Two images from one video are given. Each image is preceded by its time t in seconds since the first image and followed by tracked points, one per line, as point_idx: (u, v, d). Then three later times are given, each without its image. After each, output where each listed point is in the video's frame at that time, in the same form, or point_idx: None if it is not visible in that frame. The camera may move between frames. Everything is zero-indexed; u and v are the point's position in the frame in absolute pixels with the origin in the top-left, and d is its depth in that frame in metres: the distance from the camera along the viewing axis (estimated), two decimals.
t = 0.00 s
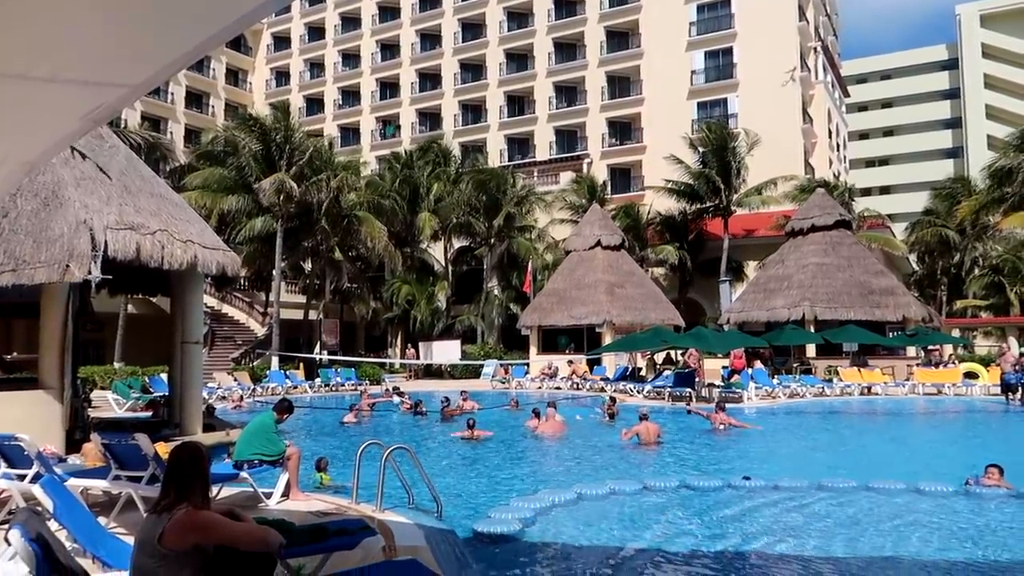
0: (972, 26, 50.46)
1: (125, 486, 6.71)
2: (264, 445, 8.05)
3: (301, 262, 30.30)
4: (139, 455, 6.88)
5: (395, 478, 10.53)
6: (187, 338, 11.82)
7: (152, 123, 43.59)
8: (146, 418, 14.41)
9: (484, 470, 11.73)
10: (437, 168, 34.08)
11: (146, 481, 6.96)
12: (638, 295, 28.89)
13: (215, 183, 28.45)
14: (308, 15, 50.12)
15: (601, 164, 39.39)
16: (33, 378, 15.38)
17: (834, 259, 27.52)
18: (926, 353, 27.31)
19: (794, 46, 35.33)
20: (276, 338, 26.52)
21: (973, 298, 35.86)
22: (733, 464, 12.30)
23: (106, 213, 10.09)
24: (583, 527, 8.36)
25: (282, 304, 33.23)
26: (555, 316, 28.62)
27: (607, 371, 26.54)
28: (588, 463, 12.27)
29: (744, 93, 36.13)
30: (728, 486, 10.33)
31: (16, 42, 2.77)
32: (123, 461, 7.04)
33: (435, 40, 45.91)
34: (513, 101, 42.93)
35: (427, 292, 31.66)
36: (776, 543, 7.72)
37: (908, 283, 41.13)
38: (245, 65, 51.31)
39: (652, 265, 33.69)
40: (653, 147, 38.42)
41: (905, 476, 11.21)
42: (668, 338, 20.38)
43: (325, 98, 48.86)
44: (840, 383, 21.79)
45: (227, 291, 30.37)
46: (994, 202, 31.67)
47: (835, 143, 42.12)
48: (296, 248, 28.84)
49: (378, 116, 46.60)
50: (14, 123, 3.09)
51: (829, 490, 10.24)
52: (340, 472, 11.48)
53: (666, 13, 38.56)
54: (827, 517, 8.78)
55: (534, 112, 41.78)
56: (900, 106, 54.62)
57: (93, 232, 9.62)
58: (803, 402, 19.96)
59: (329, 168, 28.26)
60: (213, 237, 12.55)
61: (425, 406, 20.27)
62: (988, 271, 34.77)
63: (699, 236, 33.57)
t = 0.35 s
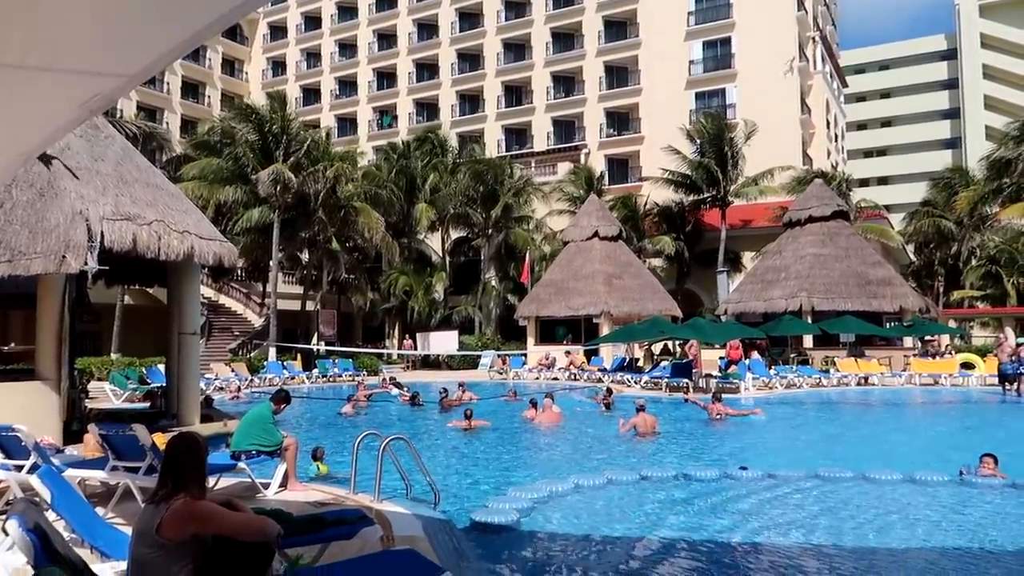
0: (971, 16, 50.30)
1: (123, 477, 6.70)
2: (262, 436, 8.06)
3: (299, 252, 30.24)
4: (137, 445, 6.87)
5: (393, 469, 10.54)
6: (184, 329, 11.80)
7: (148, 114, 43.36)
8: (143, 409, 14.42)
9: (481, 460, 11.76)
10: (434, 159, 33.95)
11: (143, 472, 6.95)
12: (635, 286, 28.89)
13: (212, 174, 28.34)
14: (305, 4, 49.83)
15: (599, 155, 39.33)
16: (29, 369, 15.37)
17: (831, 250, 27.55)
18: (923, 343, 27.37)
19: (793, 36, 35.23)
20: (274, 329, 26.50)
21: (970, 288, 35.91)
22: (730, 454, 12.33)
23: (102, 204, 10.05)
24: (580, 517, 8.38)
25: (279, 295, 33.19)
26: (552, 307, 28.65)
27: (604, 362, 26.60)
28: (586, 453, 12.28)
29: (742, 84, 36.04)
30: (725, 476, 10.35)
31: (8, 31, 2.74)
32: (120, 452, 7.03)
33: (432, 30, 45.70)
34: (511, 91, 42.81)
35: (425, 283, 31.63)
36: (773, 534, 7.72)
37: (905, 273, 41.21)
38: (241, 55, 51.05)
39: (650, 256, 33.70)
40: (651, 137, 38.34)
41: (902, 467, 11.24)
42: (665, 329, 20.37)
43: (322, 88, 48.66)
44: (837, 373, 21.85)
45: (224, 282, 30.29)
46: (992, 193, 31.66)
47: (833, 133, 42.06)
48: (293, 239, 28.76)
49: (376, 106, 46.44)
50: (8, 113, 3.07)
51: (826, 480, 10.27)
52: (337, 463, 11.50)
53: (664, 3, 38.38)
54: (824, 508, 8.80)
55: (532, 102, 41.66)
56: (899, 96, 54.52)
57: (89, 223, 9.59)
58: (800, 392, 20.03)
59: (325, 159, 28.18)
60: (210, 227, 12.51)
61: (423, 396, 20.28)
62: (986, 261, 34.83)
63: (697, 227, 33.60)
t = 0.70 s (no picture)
0: (969, 8, 50.25)
1: (120, 467, 6.70)
2: (258, 427, 8.07)
3: (295, 244, 30.19)
4: (133, 436, 6.87)
5: (390, 460, 10.57)
6: (181, 320, 11.78)
7: (142, 104, 43.16)
8: (140, 400, 14.43)
9: (477, 451, 11.79)
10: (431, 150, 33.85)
11: (140, 462, 6.96)
12: (631, 277, 28.93)
13: (208, 165, 28.22)
14: None
15: (596, 146, 39.27)
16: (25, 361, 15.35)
17: (827, 241, 27.60)
18: (919, 335, 27.44)
19: (790, 27, 35.17)
20: (270, 320, 26.46)
21: (966, 280, 36.01)
22: (726, 445, 12.36)
23: (98, 194, 10.01)
24: (576, 507, 8.41)
25: (276, 286, 33.14)
26: (549, 298, 28.66)
27: (601, 353, 26.62)
28: (581, 444, 12.31)
29: (739, 75, 36.00)
30: (721, 467, 10.38)
31: None
32: (117, 443, 7.04)
33: (429, 20, 45.49)
34: (507, 81, 42.68)
35: (421, 275, 31.58)
36: (767, 523, 7.76)
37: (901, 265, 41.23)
38: (236, 45, 50.80)
39: (646, 247, 33.71)
40: (648, 129, 38.27)
41: (897, 457, 11.28)
42: (662, 320, 20.39)
43: (318, 79, 48.44)
44: (833, 364, 21.92)
45: (220, 274, 30.14)
46: (989, 184, 31.68)
47: (829, 125, 42.05)
48: (290, 230, 28.67)
49: (372, 97, 46.28)
50: None
51: (822, 471, 10.31)
52: (332, 453, 11.52)
53: None
54: (818, 498, 8.84)
55: (529, 93, 41.56)
56: (896, 87, 54.46)
57: (85, 214, 9.55)
58: (796, 383, 20.09)
59: (322, 150, 28.05)
60: (206, 218, 12.49)
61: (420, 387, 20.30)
62: (982, 252, 34.89)
63: (693, 219, 33.62)
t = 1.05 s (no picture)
0: None
1: (116, 457, 6.70)
2: (254, 416, 8.09)
3: (290, 233, 30.12)
4: (129, 425, 6.87)
5: (386, 448, 10.59)
6: (175, 310, 11.76)
7: (136, 93, 42.90)
8: (136, 389, 14.42)
9: (474, 439, 11.83)
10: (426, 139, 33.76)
11: (136, 452, 6.96)
12: (627, 267, 28.98)
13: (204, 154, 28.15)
14: None
15: (592, 135, 39.21)
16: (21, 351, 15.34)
17: (823, 230, 27.63)
18: (914, 323, 27.51)
19: (787, 15, 35.08)
20: (266, 309, 26.41)
21: (961, 269, 36.11)
22: (721, 434, 12.41)
23: (91, 183, 9.98)
24: (572, 495, 8.45)
25: (271, 276, 33.09)
26: (545, 288, 28.68)
27: (597, 342, 26.69)
28: (577, 433, 12.34)
29: (736, 64, 35.91)
30: (716, 455, 10.43)
31: None
32: (113, 432, 7.04)
33: (424, 8, 45.25)
34: (503, 70, 42.50)
35: (417, 264, 31.57)
36: (763, 511, 7.80)
37: (897, 254, 41.29)
38: (230, 33, 50.51)
39: (642, 236, 33.73)
40: (644, 118, 38.20)
41: (891, 446, 11.34)
42: (658, 310, 20.43)
43: (313, 67, 48.22)
44: (828, 353, 21.99)
45: (215, 263, 30.07)
46: (985, 173, 31.68)
47: (826, 114, 41.98)
48: (285, 219, 28.60)
49: (367, 86, 46.08)
50: None
51: (816, 459, 10.36)
52: (329, 442, 11.54)
53: None
54: (813, 486, 8.88)
55: (525, 82, 41.45)
56: (893, 76, 54.38)
57: (79, 203, 9.52)
58: (791, 372, 20.17)
59: (317, 139, 27.90)
60: (201, 207, 12.46)
61: (416, 376, 20.34)
62: (977, 242, 34.93)
63: (686, 207, 33.40)
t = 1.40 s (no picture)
0: None
1: (112, 447, 6.70)
2: (250, 407, 8.09)
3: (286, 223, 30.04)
4: (125, 416, 6.87)
5: (381, 439, 10.61)
6: (171, 300, 11.73)
7: (131, 82, 42.66)
8: (131, 380, 14.40)
9: (471, 430, 11.85)
10: (422, 129, 33.66)
11: (132, 443, 6.96)
12: (623, 257, 28.99)
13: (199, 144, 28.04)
14: None
15: (588, 126, 39.13)
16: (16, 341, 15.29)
17: (819, 221, 27.65)
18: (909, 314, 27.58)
19: (784, 5, 34.98)
20: (262, 300, 26.35)
21: (956, 260, 36.19)
22: (716, 424, 12.45)
23: (86, 173, 9.92)
24: (569, 485, 8.49)
25: (267, 266, 33.02)
26: (541, 278, 28.67)
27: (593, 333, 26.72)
28: (573, 423, 12.37)
29: (732, 54, 35.83)
30: (711, 446, 10.47)
31: None
32: (109, 423, 7.03)
33: None
34: (500, 60, 42.35)
35: (413, 254, 31.54)
36: (757, 501, 7.85)
37: (892, 244, 41.32)
38: (225, 23, 50.20)
39: (638, 227, 33.74)
40: (641, 108, 38.12)
41: (885, 435, 11.40)
42: (654, 300, 20.45)
43: (309, 57, 47.97)
44: (823, 343, 22.04)
45: (211, 253, 30.04)
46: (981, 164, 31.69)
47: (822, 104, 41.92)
48: (281, 208, 28.50)
49: (363, 75, 45.85)
50: None
51: (811, 449, 10.41)
52: (325, 432, 11.57)
53: None
54: (808, 475, 8.92)
55: (521, 72, 41.31)
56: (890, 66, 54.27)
57: (73, 193, 9.47)
58: (786, 362, 20.23)
59: (313, 129, 27.77)
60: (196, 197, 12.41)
61: (412, 367, 20.35)
62: (973, 233, 34.98)
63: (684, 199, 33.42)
